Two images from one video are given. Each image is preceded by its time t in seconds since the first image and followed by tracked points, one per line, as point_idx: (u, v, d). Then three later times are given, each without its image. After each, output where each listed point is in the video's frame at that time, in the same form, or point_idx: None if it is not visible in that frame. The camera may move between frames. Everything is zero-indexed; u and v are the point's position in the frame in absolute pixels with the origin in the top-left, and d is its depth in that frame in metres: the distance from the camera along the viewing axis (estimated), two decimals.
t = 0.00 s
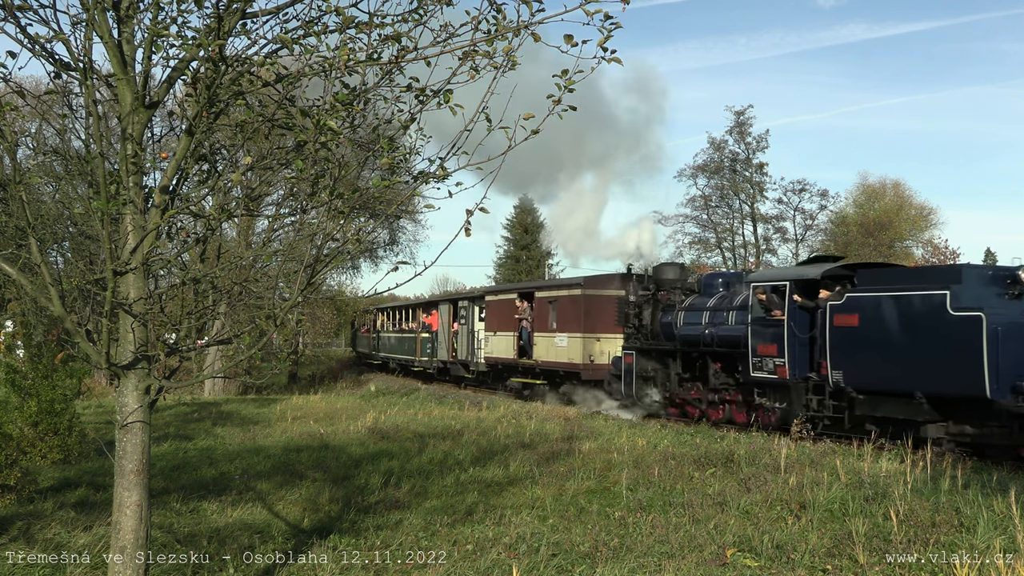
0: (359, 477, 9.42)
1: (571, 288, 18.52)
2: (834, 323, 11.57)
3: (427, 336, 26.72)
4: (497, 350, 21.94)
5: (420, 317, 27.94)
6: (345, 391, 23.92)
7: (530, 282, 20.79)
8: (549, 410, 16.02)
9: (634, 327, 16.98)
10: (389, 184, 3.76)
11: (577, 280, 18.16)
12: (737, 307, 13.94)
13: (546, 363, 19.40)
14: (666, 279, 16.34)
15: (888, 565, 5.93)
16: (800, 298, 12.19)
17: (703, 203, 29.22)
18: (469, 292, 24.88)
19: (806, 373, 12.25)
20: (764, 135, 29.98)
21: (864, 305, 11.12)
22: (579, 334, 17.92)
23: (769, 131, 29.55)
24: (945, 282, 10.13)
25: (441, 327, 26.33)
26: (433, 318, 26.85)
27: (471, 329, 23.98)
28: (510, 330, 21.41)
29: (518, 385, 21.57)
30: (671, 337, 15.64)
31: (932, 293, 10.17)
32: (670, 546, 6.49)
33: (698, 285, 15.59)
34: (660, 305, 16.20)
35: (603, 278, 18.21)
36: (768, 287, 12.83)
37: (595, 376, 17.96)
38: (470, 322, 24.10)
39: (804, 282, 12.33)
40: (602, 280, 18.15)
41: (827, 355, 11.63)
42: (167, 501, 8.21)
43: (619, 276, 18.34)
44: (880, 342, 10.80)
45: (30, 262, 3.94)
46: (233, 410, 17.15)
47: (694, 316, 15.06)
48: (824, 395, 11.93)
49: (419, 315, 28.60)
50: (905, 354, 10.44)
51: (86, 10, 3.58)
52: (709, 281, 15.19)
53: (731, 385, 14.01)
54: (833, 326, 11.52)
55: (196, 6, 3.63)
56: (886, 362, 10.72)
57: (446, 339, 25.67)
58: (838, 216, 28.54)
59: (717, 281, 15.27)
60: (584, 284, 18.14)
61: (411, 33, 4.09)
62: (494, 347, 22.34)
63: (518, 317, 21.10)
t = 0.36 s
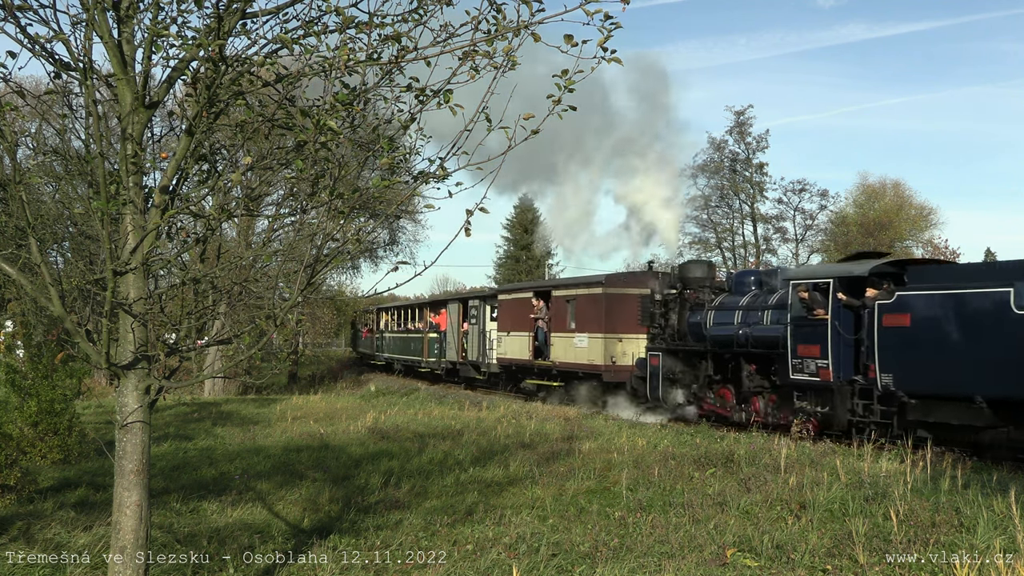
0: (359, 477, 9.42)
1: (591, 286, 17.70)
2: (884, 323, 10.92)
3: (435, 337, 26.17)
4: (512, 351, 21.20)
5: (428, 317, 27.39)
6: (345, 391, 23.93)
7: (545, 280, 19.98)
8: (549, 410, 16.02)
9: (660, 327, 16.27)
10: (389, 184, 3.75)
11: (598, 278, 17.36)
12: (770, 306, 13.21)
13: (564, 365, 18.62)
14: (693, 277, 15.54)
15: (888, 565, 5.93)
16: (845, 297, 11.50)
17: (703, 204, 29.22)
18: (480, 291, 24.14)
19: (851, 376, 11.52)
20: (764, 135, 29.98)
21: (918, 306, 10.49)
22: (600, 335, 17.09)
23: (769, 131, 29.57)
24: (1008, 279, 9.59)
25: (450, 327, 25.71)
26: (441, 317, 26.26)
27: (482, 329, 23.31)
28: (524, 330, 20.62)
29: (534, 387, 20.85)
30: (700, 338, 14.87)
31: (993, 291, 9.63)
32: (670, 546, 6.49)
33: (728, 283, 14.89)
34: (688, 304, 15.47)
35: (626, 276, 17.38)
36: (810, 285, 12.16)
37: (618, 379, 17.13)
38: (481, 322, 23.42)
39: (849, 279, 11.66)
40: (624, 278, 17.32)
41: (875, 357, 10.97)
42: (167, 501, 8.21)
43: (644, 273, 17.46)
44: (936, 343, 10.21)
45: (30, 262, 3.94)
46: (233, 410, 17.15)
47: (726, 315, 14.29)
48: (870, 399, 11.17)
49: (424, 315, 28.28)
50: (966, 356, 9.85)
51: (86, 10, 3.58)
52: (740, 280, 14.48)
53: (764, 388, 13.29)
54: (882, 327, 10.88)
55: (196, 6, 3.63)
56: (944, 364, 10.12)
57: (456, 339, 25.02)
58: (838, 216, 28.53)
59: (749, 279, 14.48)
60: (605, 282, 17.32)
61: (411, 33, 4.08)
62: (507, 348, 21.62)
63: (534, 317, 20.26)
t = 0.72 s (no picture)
0: (359, 477, 9.42)
1: (615, 284, 17.09)
2: (940, 323, 10.05)
3: (444, 337, 25.60)
4: (527, 352, 20.53)
5: (436, 317, 26.83)
6: (345, 391, 23.93)
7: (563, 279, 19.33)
8: (549, 410, 16.03)
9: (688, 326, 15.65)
10: (388, 184, 3.76)
11: (623, 276, 16.74)
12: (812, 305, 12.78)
13: (584, 366, 18.02)
14: (722, 275, 15.26)
15: (888, 565, 5.93)
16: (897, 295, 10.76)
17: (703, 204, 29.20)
18: (491, 290, 23.46)
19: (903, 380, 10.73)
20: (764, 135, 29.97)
21: (978, 304, 9.62)
22: (624, 335, 16.50)
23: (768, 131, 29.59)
24: None
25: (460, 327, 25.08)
26: (451, 317, 25.70)
27: (495, 329, 22.68)
28: (541, 330, 19.99)
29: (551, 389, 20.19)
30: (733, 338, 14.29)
31: None
32: (670, 546, 6.49)
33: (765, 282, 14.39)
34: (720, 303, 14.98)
35: (651, 274, 16.81)
36: (856, 282, 11.30)
37: (643, 381, 16.55)
38: (493, 321, 22.81)
39: (900, 277, 10.93)
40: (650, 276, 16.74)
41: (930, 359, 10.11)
42: (167, 501, 8.21)
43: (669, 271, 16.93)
44: (999, 344, 9.32)
45: (30, 262, 3.94)
46: (233, 410, 17.15)
47: (761, 315, 13.79)
48: (925, 403, 10.43)
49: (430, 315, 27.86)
50: None
51: (86, 10, 3.58)
52: (776, 278, 14.18)
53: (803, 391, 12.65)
54: (938, 327, 10.02)
55: (196, 6, 3.63)
56: (1008, 366, 9.23)
57: (467, 339, 24.41)
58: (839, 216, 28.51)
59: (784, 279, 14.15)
60: (630, 280, 16.70)
61: (411, 33, 4.09)
62: (521, 348, 20.98)
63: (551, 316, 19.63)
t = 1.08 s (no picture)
0: (359, 477, 9.42)
1: (639, 283, 16.17)
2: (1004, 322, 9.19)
3: (452, 336, 24.89)
4: (544, 353, 19.63)
5: (445, 317, 26.09)
6: (345, 390, 23.93)
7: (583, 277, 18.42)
8: (549, 410, 16.03)
9: (722, 327, 14.75)
10: (388, 184, 3.76)
11: (649, 275, 15.84)
12: (857, 304, 11.74)
13: (606, 368, 17.06)
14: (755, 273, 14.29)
15: (888, 565, 5.93)
16: (956, 293, 9.91)
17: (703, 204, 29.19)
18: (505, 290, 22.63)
19: (962, 384, 9.90)
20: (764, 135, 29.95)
21: None
22: (650, 336, 15.56)
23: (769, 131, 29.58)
24: None
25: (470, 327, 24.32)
26: (459, 317, 24.99)
27: (508, 329, 21.87)
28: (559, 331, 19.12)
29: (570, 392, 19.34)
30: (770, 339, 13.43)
31: None
32: (670, 546, 6.49)
33: (802, 279, 13.36)
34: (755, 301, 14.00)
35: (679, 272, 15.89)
36: (912, 279, 10.45)
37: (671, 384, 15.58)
38: (506, 321, 22.01)
39: (960, 274, 10.03)
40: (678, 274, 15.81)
41: (993, 361, 9.28)
42: (167, 501, 8.21)
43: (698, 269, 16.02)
44: None
45: (30, 262, 3.93)
46: (233, 410, 17.14)
47: (800, 314, 12.79)
48: (987, 410, 9.78)
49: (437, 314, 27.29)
50: None
51: (86, 10, 3.58)
52: (815, 274, 13.08)
53: (847, 394, 11.95)
54: (1002, 326, 9.16)
55: (196, 6, 3.63)
56: None
57: (478, 339, 23.61)
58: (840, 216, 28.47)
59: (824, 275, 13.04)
60: (656, 278, 15.76)
61: (411, 33, 4.08)
62: (537, 350, 20.11)
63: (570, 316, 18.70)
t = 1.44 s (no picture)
0: (359, 477, 9.42)
1: (669, 281, 15.45)
2: None
3: (463, 337, 24.27)
4: (563, 354, 18.85)
5: (455, 317, 25.43)
6: (345, 390, 23.95)
7: (605, 276, 17.61)
8: (549, 410, 16.01)
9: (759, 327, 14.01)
10: (388, 184, 3.77)
11: (680, 272, 15.11)
12: (909, 302, 11.05)
13: (631, 369, 16.35)
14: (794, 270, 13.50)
15: (888, 565, 5.93)
16: None
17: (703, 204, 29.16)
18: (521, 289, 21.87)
19: None
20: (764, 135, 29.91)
21: None
22: (680, 336, 14.86)
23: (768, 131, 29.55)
24: None
25: (483, 327, 23.62)
26: (470, 317, 24.34)
27: (523, 329, 21.11)
28: (579, 332, 18.35)
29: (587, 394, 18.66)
30: (812, 339, 12.67)
31: None
32: (670, 546, 6.49)
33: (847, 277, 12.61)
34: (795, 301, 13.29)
35: (710, 270, 15.13)
36: (975, 278, 9.79)
37: (703, 387, 14.85)
38: (521, 321, 21.26)
39: None
40: (709, 271, 15.06)
41: None
42: (167, 501, 8.21)
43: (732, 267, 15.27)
44: None
45: (30, 262, 3.93)
46: (233, 410, 17.14)
47: (846, 313, 12.08)
48: None
49: (445, 314, 26.65)
50: None
51: (86, 10, 3.58)
52: (861, 271, 12.31)
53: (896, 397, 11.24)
54: None
55: (196, 6, 3.62)
56: None
57: (490, 340, 22.93)
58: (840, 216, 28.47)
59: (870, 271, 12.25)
60: (687, 276, 15.04)
61: (411, 33, 4.08)
62: (556, 350, 19.34)
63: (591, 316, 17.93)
